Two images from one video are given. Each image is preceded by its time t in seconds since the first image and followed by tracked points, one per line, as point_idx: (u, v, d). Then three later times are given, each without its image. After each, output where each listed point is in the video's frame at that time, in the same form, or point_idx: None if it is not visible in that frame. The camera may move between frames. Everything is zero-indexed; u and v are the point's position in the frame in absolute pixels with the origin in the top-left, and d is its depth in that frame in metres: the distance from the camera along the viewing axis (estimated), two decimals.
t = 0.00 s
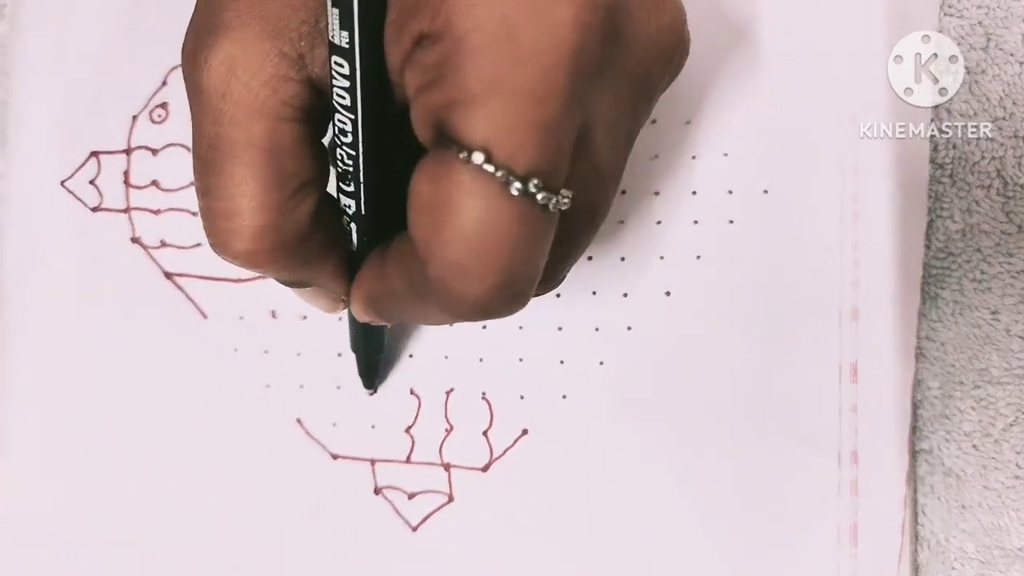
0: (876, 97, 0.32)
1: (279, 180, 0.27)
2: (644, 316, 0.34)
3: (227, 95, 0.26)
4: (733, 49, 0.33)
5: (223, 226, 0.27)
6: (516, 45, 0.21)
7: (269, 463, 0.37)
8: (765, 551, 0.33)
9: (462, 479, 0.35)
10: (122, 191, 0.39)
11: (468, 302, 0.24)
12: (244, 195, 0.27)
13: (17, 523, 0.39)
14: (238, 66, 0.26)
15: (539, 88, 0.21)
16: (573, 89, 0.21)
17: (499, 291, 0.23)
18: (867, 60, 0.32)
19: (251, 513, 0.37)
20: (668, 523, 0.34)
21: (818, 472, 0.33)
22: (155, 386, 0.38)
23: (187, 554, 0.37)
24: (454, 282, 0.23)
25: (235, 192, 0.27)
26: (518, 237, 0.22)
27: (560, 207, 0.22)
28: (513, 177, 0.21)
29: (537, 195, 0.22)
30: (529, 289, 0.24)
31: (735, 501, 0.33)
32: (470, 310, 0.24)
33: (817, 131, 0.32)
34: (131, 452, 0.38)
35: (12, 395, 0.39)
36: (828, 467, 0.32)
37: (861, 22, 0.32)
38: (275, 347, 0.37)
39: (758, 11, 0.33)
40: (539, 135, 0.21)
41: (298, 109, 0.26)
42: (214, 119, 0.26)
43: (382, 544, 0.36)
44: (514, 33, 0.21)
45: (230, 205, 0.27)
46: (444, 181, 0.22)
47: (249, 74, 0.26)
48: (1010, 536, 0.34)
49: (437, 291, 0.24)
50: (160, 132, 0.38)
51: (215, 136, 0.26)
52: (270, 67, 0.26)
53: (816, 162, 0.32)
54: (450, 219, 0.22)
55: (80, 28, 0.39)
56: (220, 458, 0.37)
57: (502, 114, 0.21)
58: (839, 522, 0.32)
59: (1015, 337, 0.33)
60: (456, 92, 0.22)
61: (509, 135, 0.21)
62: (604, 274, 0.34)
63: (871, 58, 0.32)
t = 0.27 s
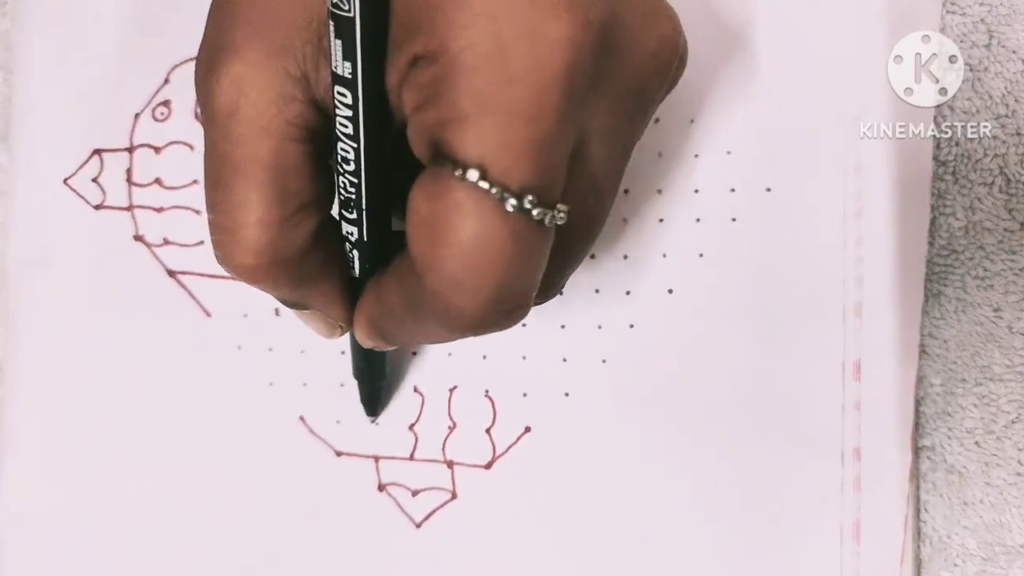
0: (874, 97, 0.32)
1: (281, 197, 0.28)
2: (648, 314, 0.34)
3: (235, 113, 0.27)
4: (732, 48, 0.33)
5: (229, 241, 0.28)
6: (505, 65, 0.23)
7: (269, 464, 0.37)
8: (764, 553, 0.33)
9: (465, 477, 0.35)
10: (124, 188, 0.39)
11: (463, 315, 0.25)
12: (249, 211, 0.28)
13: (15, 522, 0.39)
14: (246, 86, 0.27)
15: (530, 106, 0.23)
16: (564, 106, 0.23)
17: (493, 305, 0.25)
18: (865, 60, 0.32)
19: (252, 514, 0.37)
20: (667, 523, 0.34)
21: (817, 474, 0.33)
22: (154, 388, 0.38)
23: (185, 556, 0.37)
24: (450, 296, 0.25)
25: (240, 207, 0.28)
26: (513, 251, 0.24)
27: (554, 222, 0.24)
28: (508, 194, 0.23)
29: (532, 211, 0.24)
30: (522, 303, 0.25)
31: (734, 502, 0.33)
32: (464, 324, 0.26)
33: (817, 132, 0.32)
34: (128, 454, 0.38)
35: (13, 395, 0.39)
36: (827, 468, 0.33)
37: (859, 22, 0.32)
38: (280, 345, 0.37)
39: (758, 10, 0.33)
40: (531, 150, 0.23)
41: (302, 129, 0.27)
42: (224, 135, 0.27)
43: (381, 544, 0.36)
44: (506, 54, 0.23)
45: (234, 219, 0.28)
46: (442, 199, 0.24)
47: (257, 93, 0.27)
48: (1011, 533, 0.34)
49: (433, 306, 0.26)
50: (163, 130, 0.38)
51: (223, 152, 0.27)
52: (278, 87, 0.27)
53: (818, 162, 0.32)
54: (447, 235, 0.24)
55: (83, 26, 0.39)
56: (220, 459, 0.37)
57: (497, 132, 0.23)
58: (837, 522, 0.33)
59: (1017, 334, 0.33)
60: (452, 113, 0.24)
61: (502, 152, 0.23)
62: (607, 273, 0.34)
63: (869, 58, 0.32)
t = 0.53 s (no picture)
0: (874, 97, 0.32)
1: (286, 203, 0.28)
2: (648, 312, 0.34)
3: (241, 121, 0.28)
4: (732, 47, 0.33)
5: (235, 247, 0.29)
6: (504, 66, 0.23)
7: (269, 464, 0.37)
8: (765, 551, 0.33)
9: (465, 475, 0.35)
10: (125, 187, 0.39)
11: (466, 317, 0.25)
12: (255, 217, 0.28)
13: (15, 521, 0.39)
14: (252, 94, 0.27)
15: (529, 106, 0.23)
16: (564, 106, 0.23)
17: (496, 306, 0.25)
18: (864, 59, 0.32)
19: (252, 514, 0.37)
20: (667, 522, 0.34)
21: (817, 474, 0.33)
22: (155, 386, 0.38)
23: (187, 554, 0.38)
24: (452, 298, 0.25)
25: (245, 213, 0.28)
26: (515, 251, 0.24)
27: (556, 221, 0.24)
28: (508, 194, 0.23)
29: (533, 211, 0.24)
30: (524, 303, 0.25)
31: (733, 502, 0.33)
32: (467, 325, 0.26)
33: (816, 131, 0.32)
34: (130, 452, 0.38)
35: (14, 393, 0.39)
36: (828, 467, 0.33)
37: (858, 21, 0.32)
38: (279, 344, 0.37)
39: (757, 9, 0.33)
40: (531, 150, 0.23)
41: (307, 136, 0.28)
42: (230, 144, 0.28)
43: (382, 543, 0.36)
44: (503, 55, 0.23)
45: (239, 224, 0.28)
46: (443, 201, 0.24)
47: (263, 100, 0.27)
48: (1011, 531, 0.34)
49: (435, 308, 0.26)
50: (164, 128, 0.38)
51: (228, 159, 0.28)
52: (283, 96, 0.27)
53: (820, 161, 0.32)
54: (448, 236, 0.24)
55: (83, 24, 0.39)
56: (221, 459, 0.37)
57: (496, 132, 0.23)
58: (838, 521, 0.33)
59: (1017, 333, 0.33)
60: (452, 115, 0.24)
61: (501, 153, 0.23)
62: (607, 271, 0.34)
63: (868, 58, 0.32)
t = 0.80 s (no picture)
0: (874, 93, 0.32)
1: (290, 204, 0.28)
2: (649, 304, 0.34)
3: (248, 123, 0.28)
4: (733, 41, 0.33)
5: (239, 249, 0.29)
6: (497, 68, 0.23)
7: (270, 460, 0.37)
8: (764, 551, 0.33)
9: (467, 468, 0.36)
10: (129, 179, 0.39)
11: (462, 317, 0.25)
12: (258, 219, 0.28)
13: (19, 519, 0.39)
14: (257, 95, 0.28)
15: (522, 109, 0.23)
16: (557, 111, 0.24)
17: (491, 305, 0.25)
18: (865, 56, 0.32)
19: (256, 509, 0.37)
20: (667, 518, 0.34)
21: (817, 471, 0.33)
22: (156, 385, 0.38)
23: (188, 555, 0.38)
24: (448, 298, 0.25)
25: (249, 215, 0.28)
26: (510, 251, 0.24)
27: (550, 222, 0.24)
28: (502, 197, 0.23)
29: (527, 213, 0.24)
30: (519, 302, 0.25)
31: (733, 498, 0.34)
32: (464, 324, 0.26)
33: (817, 125, 0.32)
34: (131, 452, 0.38)
35: (19, 390, 0.40)
36: (827, 467, 0.33)
37: (858, 19, 0.32)
38: (282, 336, 0.37)
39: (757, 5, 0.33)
40: (524, 154, 0.23)
41: (309, 140, 0.28)
42: (237, 145, 0.28)
43: (382, 544, 0.36)
44: (496, 61, 0.23)
45: (243, 224, 0.29)
46: (438, 202, 0.24)
47: (268, 103, 0.27)
48: (1011, 524, 0.34)
49: (432, 307, 0.26)
50: (167, 121, 0.38)
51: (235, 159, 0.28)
52: (289, 99, 0.27)
53: (823, 155, 0.32)
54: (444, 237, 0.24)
55: (85, 20, 0.39)
56: (223, 455, 0.37)
57: (490, 135, 0.23)
58: (838, 515, 0.33)
59: (1019, 326, 0.33)
60: (446, 118, 0.24)
61: (495, 156, 0.23)
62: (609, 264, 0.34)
63: (868, 54, 0.32)
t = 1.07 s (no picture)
0: (875, 94, 0.32)
1: (301, 190, 0.29)
2: (650, 303, 0.34)
3: (256, 105, 0.29)
4: (734, 42, 0.33)
5: (241, 235, 0.30)
6: (521, 41, 0.24)
7: (270, 459, 0.37)
8: (765, 552, 0.33)
9: (467, 467, 0.36)
10: (132, 176, 0.39)
11: (484, 295, 0.25)
12: (263, 202, 0.29)
13: (17, 519, 0.39)
14: (266, 79, 0.29)
15: (543, 81, 0.24)
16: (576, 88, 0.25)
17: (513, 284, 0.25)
18: (865, 57, 0.32)
19: (256, 507, 0.37)
20: (667, 517, 0.34)
21: (817, 471, 0.33)
22: (156, 383, 0.38)
23: (186, 554, 0.38)
24: (469, 274, 0.25)
25: (254, 198, 0.29)
26: (535, 224, 0.25)
27: (574, 196, 0.25)
28: (529, 168, 0.24)
29: (553, 183, 0.25)
30: (540, 285, 0.26)
31: (733, 497, 0.33)
32: (483, 306, 0.26)
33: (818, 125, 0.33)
34: (130, 451, 0.38)
35: (18, 389, 0.40)
36: (826, 467, 0.33)
37: (859, 20, 0.32)
38: (283, 333, 0.37)
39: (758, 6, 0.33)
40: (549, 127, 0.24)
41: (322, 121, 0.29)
42: (240, 129, 0.29)
43: (382, 544, 0.36)
44: (520, 32, 0.24)
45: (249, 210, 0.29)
46: (463, 174, 0.24)
47: (278, 86, 0.28)
48: (1012, 522, 0.34)
49: (451, 286, 0.26)
50: (171, 120, 0.39)
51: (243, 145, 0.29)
52: (298, 81, 0.28)
53: (829, 154, 0.33)
54: (466, 212, 0.24)
55: (89, 20, 0.39)
56: (223, 454, 0.37)
57: (514, 107, 0.24)
58: (838, 514, 0.33)
59: (1020, 325, 0.33)
60: (470, 90, 0.25)
61: (518, 129, 0.24)
62: (610, 262, 0.34)
63: (869, 54, 0.32)
